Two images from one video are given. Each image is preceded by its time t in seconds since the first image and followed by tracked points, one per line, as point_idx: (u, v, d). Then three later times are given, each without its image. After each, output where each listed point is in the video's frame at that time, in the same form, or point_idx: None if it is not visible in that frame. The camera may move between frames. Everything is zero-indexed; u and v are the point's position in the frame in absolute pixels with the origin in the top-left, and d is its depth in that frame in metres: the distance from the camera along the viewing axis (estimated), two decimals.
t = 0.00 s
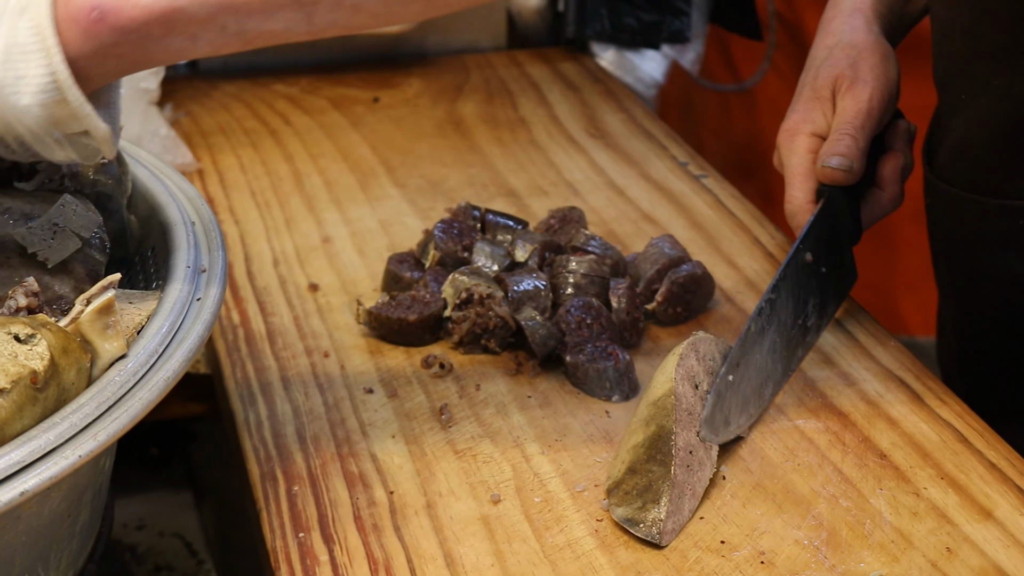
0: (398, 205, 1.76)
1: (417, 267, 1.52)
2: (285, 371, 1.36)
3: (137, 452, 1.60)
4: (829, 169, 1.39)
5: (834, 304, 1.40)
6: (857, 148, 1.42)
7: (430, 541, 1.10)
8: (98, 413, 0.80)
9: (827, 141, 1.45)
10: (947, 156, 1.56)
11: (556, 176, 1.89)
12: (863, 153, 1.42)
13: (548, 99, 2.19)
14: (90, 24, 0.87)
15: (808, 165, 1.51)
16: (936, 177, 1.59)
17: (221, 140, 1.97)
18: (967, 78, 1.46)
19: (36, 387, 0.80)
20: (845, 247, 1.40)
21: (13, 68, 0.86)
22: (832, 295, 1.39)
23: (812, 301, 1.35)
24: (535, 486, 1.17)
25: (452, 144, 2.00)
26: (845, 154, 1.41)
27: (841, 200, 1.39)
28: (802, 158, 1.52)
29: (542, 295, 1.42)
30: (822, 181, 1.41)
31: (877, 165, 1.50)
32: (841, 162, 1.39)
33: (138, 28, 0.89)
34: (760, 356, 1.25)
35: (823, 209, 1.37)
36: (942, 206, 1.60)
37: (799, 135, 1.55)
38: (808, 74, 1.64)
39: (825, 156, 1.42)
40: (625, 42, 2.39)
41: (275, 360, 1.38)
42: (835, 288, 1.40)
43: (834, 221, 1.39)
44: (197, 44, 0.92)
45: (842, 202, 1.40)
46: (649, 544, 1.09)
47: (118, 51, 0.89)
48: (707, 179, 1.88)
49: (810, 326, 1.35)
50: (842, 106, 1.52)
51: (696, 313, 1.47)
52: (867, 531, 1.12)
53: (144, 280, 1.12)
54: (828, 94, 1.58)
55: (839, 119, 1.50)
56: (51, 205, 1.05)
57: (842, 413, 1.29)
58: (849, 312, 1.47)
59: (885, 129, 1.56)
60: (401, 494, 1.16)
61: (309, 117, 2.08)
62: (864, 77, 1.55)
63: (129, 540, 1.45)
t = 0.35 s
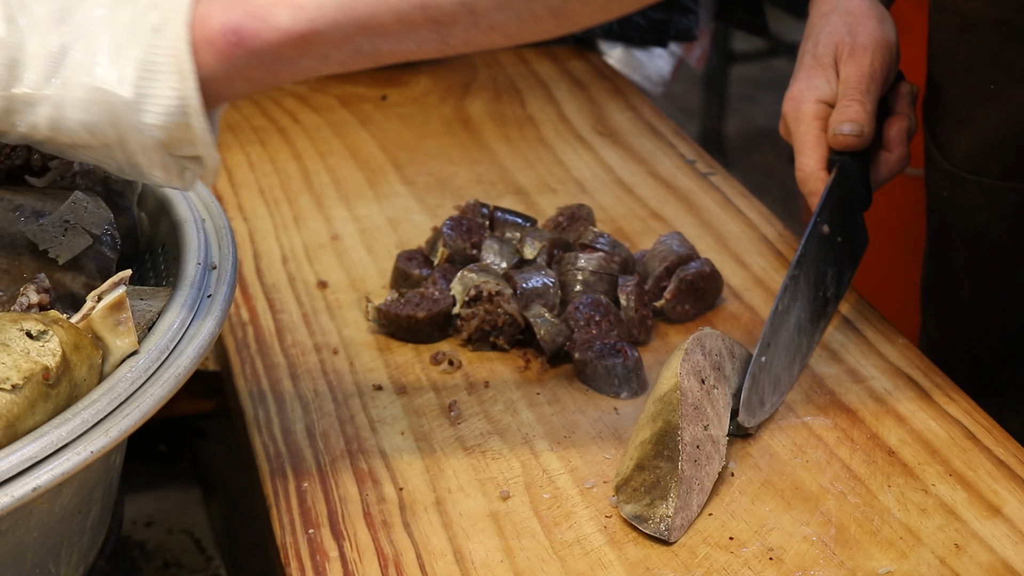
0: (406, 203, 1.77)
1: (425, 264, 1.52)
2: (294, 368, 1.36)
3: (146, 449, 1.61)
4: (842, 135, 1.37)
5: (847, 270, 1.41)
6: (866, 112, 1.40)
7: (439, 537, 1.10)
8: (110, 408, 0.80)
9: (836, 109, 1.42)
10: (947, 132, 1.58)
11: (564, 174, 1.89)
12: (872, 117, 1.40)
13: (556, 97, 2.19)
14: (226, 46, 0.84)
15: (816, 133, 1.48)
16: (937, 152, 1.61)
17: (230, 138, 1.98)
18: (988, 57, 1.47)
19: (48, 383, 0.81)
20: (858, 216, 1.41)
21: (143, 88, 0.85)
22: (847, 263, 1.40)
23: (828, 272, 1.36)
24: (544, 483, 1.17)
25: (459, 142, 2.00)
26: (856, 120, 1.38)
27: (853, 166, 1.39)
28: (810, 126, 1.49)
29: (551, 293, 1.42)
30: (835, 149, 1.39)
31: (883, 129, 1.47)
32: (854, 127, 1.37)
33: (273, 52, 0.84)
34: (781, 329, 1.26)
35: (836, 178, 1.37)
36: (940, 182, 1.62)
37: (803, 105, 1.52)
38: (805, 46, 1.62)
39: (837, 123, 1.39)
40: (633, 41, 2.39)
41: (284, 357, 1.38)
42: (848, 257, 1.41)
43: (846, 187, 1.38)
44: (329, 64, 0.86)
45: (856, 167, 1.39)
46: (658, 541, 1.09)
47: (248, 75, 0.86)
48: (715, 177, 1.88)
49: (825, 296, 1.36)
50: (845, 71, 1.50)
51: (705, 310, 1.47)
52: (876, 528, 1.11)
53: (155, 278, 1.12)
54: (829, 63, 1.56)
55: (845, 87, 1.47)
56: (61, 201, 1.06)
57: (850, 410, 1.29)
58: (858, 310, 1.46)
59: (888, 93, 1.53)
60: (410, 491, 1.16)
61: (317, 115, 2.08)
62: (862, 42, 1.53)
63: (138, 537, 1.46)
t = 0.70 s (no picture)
0: (403, 209, 1.77)
1: (422, 271, 1.52)
2: (291, 374, 1.36)
3: (142, 454, 1.62)
4: (812, 109, 1.46)
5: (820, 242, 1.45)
6: (833, 89, 1.49)
7: (436, 543, 1.10)
8: (108, 414, 0.80)
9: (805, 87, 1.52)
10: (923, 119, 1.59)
11: (560, 181, 1.90)
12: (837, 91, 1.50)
13: (553, 104, 2.20)
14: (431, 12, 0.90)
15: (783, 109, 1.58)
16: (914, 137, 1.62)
17: (227, 145, 1.98)
18: (969, 46, 1.46)
19: (45, 389, 0.81)
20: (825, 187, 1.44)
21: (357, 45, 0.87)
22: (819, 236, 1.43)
23: (803, 242, 1.40)
24: (540, 490, 1.18)
25: (457, 149, 2.00)
26: (825, 95, 1.48)
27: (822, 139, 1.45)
28: (778, 104, 1.58)
29: (547, 299, 1.42)
30: (806, 123, 1.47)
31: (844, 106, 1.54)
32: (823, 102, 1.46)
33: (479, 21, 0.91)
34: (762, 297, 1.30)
35: (808, 151, 1.42)
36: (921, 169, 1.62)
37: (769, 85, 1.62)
38: (766, 35, 1.73)
39: (808, 98, 1.48)
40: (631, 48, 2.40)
41: (281, 363, 1.38)
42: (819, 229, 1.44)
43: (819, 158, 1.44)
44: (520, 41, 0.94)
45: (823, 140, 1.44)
46: (654, 548, 1.10)
47: (452, 42, 0.92)
48: (711, 184, 1.88)
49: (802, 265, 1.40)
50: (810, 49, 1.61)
51: (700, 318, 1.48)
52: (871, 535, 1.12)
53: (152, 283, 1.12)
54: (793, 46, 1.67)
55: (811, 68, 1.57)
56: (60, 208, 1.07)
57: (844, 417, 1.29)
58: (853, 318, 1.47)
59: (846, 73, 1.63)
60: (407, 497, 1.16)
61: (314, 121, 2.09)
62: (824, 20, 1.64)
63: (134, 542, 1.47)
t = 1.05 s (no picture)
0: (403, 216, 1.77)
1: (422, 278, 1.52)
2: (291, 381, 1.37)
3: (142, 461, 1.62)
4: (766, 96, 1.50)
5: (783, 225, 1.43)
6: (788, 78, 1.53)
7: (436, 550, 1.10)
8: (109, 420, 0.81)
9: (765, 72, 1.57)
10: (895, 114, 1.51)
11: (560, 189, 1.90)
12: (790, 79, 1.54)
13: (552, 111, 2.21)
14: None
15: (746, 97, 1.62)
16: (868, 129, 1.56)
17: (227, 152, 1.99)
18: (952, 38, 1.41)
19: (47, 396, 0.82)
20: (785, 171, 1.46)
21: None
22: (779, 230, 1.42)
23: (754, 224, 1.40)
24: (540, 497, 1.18)
25: (456, 156, 2.01)
26: (779, 83, 1.52)
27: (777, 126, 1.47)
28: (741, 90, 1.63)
29: (547, 307, 1.42)
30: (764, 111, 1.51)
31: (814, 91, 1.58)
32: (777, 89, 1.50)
33: None
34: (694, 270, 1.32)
35: (762, 134, 1.46)
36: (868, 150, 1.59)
37: (733, 70, 1.68)
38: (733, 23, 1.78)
39: (764, 88, 1.53)
40: (629, 56, 2.41)
41: (281, 370, 1.39)
42: (781, 212, 1.43)
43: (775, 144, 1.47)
44: None
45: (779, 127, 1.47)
46: (653, 555, 1.10)
47: None
48: (711, 192, 1.89)
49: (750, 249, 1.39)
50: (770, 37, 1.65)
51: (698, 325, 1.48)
52: (870, 542, 1.12)
53: (153, 290, 1.13)
54: (754, 34, 1.71)
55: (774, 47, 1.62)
56: (60, 215, 1.07)
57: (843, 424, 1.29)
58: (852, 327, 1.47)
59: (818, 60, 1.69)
60: (406, 504, 1.16)
61: (314, 128, 2.10)
62: (783, 8, 1.68)
63: (134, 548, 1.48)
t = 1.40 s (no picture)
0: (401, 216, 1.78)
1: (420, 278, 1.53)
2: (289, 381, 1.37)
3: (140, 460, 1.62)
4: (787, 92, 1.44)
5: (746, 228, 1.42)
6: (812, 78, 1.48)
7: (434, 550, 1.11)
8: (108, 419, 0.81)
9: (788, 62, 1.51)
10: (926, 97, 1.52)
11: (558, 189, 1.90)
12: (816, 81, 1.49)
13: (551, 112, 2.21)
14: None
15: (767, 65, 1.52)
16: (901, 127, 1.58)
17: (226, 152, 1.99)
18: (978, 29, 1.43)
19: (45, 395, 0.82)
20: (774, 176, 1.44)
21: None
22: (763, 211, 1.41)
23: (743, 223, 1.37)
24: (538, 496, 1.18)
25: (455, 156, 2.01)
26: (801, 81, 1.46)
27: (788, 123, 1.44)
28: (764, 55, 1.53)
29: (545, 307, 1.43)
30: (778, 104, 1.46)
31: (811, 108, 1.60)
32: (798, 89, 1.45)
33: None
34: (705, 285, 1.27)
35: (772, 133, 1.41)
36: (889, 148, 1.63)
37: (764, 34, 1.56)
38: None
39: (784, 80, 1.47)
40: (627, 56, 2.41)
41: (279, 370, 1.39)
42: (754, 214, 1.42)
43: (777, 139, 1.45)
44: None
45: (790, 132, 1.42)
46: (651, 555, 1.10)
47: None
48: (709, 192, 1.89)
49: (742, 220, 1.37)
50: (808, 29, 1.58)
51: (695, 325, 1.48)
52: (868, 542, 1.12)
53: (151, 290, 1.13)
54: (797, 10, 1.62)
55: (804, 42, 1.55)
56: (59, 215, 1.08)
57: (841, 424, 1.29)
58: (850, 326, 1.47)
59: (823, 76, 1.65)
60: (405, 503, 1.16)
61: (313, 128, 2.10)
62: (832, 8, 1.62)
63: (133, 547, 1.48)
